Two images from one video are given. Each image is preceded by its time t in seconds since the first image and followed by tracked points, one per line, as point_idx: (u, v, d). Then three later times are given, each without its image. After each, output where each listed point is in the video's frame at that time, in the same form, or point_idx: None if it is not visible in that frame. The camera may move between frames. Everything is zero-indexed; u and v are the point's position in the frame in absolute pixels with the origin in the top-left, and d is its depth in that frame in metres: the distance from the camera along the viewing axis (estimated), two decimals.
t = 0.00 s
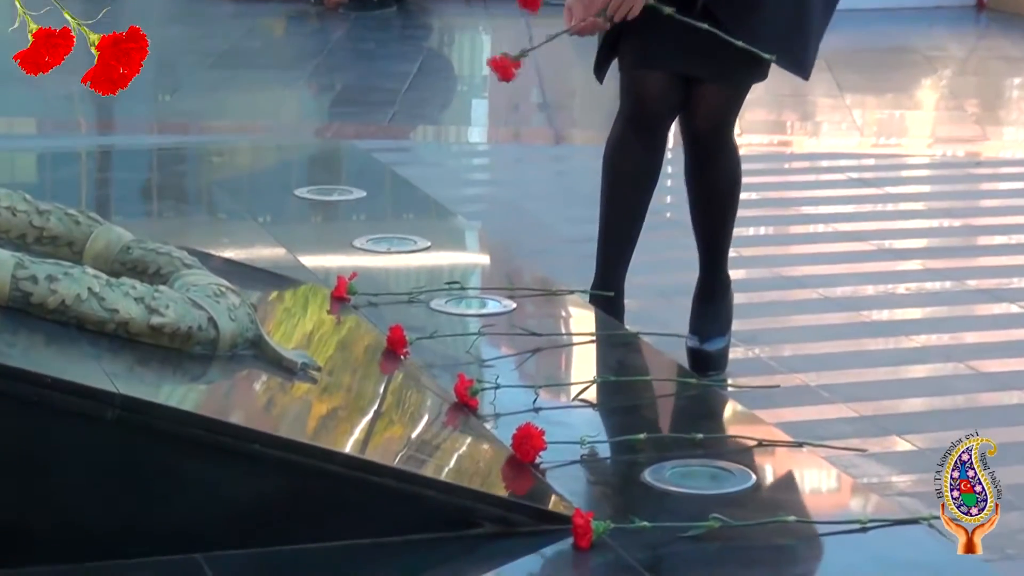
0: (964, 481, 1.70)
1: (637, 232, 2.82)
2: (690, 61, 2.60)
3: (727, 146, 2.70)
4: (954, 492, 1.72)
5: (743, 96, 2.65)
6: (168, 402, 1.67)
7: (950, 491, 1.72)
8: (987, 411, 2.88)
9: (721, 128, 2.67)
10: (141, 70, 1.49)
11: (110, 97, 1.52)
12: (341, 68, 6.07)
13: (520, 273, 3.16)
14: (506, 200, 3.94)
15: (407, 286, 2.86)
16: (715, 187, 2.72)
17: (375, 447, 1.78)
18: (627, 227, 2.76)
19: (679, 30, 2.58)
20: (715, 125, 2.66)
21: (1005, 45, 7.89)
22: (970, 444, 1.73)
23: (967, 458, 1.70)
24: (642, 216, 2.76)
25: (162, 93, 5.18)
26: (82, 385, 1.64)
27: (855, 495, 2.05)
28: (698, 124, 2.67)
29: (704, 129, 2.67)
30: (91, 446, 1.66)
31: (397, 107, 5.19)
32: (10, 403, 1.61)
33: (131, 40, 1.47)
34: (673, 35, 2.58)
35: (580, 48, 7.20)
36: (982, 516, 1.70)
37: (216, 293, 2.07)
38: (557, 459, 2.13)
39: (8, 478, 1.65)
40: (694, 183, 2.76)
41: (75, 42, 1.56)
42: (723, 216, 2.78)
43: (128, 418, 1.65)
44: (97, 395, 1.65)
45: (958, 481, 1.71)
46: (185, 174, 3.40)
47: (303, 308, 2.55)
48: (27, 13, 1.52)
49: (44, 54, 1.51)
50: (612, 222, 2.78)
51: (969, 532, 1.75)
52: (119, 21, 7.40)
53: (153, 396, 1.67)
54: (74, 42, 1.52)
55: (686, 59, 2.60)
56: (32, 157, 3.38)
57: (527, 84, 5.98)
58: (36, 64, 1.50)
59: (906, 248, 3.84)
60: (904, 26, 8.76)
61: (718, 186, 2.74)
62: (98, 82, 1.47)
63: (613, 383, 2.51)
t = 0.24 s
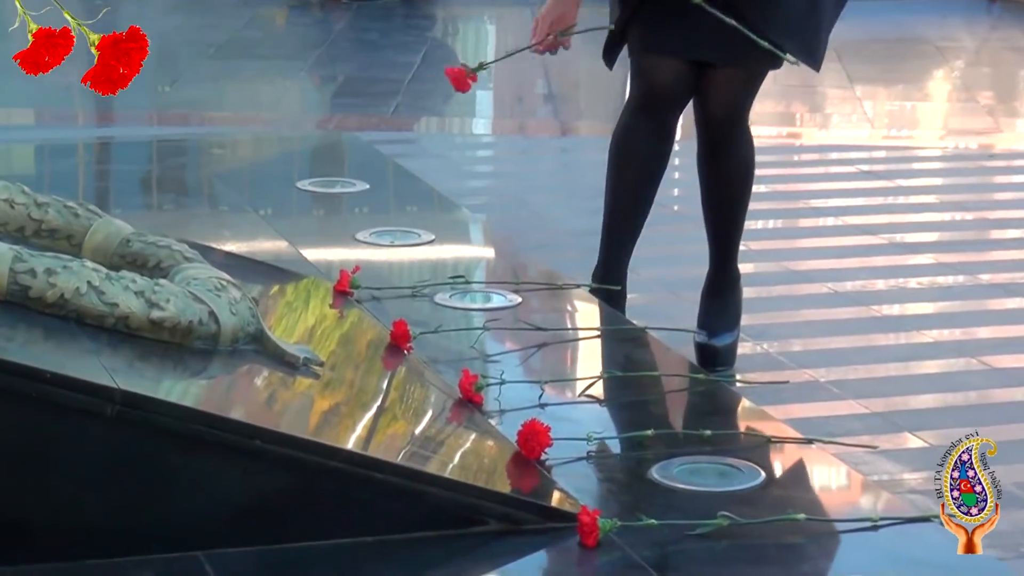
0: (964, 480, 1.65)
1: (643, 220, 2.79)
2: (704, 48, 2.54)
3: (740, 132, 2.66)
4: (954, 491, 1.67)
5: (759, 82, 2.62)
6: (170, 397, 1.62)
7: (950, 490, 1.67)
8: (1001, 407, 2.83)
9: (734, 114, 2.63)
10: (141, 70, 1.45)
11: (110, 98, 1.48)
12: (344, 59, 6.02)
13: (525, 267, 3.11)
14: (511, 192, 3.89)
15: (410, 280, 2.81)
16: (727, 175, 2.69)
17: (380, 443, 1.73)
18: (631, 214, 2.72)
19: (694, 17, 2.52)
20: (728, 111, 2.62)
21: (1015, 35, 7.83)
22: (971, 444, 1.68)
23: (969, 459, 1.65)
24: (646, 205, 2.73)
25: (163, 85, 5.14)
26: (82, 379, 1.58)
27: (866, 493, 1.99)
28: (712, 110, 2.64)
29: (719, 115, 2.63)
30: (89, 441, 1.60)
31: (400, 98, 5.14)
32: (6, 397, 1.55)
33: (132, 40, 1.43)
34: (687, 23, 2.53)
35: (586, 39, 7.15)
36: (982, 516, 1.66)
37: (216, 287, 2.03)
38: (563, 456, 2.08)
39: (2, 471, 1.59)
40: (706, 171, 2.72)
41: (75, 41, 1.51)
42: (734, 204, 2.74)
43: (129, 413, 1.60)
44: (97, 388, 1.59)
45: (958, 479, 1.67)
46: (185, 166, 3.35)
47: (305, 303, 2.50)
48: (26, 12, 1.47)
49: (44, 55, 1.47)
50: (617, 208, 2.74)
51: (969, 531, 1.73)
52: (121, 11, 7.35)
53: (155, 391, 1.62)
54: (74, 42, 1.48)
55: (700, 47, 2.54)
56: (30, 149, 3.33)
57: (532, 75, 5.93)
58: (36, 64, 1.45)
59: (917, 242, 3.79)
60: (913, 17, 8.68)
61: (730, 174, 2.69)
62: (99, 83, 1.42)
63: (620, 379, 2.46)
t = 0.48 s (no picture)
0: (965, 480, 1.55)
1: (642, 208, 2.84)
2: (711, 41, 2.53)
3: (751, 128, 2.60)
4: (954, 491, 1.56)
5: (773, 77, 2.56)
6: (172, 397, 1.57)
7: (949, 490, 1.57)
8: (1016, 408, 2.78)
9: (745, 109, 2.57)
10: (142, 70, 1.40)
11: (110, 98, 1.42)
12: (348, 53, 5.97)
13: (530, 265, 3.07)
14: (517, 189, 3.85)
15: (413, 277, 2.77)
16: (737, 171, 2.63)
17: (383, 442, 1.69)
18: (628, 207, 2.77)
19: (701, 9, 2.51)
20: (738, 105, 2.57)
21: None
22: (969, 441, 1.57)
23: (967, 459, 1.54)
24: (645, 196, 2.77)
25: (165, 79, 5.10)
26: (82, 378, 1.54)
27: (877, 494, 1.94)
28: (723, 104, 2.58)
29: (729, 109, 2.57)
30: (89, 441, 1.55)
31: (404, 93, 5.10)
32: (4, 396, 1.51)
33: (134, 39, 1.37)
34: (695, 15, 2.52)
35: (592, 33, 7.10)
36: (982, 516, 1.56)
37: (218, 284, 1.98)
38: (569, 457, 2.03)
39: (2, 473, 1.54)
40: (717, 167, 2.66)
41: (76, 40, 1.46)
42: (745, 202, 2.68)
43: (129, 412, 1.55)
44: (97, 387, 1.55)
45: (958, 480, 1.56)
46: (186, 162, 3.31)
47: (307, 301, 2.45)
48: (26, 11, 1.42)
49: (44, 55, 1.41)
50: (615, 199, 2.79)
51: (969, 532, 1.62)
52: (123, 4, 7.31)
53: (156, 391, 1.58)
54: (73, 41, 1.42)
55: (708, 38, 2.52)
56: (29, 144, 3.29)
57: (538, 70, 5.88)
58: (36, 65, 1.40)
59: (929, 239, 3.74)
60: (924, 11, 8.63)
61: (740, 170, 2.63)
62: (99, 83, 1.37)
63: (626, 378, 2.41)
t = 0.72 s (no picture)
0: (965, 480, 1.51)
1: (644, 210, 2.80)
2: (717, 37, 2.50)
3: (759, 126, 2.55)
4: (953, 491, 1.53)
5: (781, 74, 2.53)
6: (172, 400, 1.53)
7: (949, 490, 1.53)
8: None
9: (752, 107, 2.53)
10: (143, 70, 1.35)
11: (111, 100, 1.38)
12: (352, 50, 5.93)
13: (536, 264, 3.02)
14: (523, 187, 3.80)
15: (417, 277, 2.72)
16: (745, 169, 2.58)
17: (386, 444, 1.64)
18: (630, 207, 2.74)
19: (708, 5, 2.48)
20: (745, 102, 2.52)
21: None
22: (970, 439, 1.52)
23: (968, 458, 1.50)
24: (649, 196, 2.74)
25: (166, 76, 5.06)
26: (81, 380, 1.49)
27: (889, 497, 1.90)
28: (730, 101, 2.54)
29: (737, 105, 2.53)
30: (87, 443, 1.50)
31: (408, 90, 5.06)
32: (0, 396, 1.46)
33: (134, 39, 1.33)
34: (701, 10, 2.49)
35: (599, 30, 7.05)
36: (982, 516, 1.53)
37: (219, 284, 1.93)
38: (576, 459, 1.98)
39: None
40: (724, 167, 2.61)
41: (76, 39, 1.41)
42: (753, 202, 2.63)
43: (129, 414, 1.51)
44: (97, 387, 1.50)
45: (958, 479, 1.52)
46: (187, 159, 3.27)
47: (310, 301, 2.41)
48: (26, 11, 1.37)
49: (44, 55, 1.37)
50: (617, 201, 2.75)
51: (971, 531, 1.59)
52: None
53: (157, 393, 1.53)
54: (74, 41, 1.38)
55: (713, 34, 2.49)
56: (28, 141, 3.25)
57: (544, 67, 5.84)
58: (35, 65, 1.35)
59: (941, 238, 3.70)
60: (935, 7, 8.58)
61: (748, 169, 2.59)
62: (100, 85, 1.32)
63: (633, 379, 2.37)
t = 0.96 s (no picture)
0: (965, 480, 1.46)
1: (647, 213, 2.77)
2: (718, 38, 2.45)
3: (761, 129, 2.50)
4: (953, 491, 1.48)
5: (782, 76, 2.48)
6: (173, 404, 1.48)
7: (949, 490, 1.48)
8: None
9: (753, 108, 2.47)
10: (143, 70, 1.30)
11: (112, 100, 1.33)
12: (355, 49, 5.89)
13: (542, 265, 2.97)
14: (528, 188, 3.76)
15: (420, 279, 2.68)
16: (746, 172, 2.53)
17: (390, 449, 1.60)
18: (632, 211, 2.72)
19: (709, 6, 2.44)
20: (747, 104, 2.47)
21: None
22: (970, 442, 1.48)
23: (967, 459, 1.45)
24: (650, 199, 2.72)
25: (168, 75, 5.02)
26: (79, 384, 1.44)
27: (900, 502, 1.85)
28: (730, 102, 2.48)
29: (737, 107, 2.47)
30: (85, 448, 1.45)
31: (411, 89, 5.01)
32: None
33: (135, 39, 1.28)
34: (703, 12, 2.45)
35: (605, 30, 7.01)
36: (982, 516, 1.48)
37: (221, 286, 1.89)
38: (583, 464, 1.94)
39: None
40: (727, 168, 2.56)
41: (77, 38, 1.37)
42: (756, 206, 2.58)
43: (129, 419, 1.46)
44: (95, 391, 1.45)
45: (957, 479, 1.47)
46: (188, 160, 3.23)
47: (313, 303, 2.36)
48: (26, 10, 1.33)
49: (45, 55, 1.32)
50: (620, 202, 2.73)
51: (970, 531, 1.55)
52: None
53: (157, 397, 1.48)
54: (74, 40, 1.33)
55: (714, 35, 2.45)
56: (27, 141, 3.22)
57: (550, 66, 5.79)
58: (35, 65, 1.31)
59: (954, 240, 3.65)
60: (945, 6, 8.53)
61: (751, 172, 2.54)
62: (100, 85, 1.28)
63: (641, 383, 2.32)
